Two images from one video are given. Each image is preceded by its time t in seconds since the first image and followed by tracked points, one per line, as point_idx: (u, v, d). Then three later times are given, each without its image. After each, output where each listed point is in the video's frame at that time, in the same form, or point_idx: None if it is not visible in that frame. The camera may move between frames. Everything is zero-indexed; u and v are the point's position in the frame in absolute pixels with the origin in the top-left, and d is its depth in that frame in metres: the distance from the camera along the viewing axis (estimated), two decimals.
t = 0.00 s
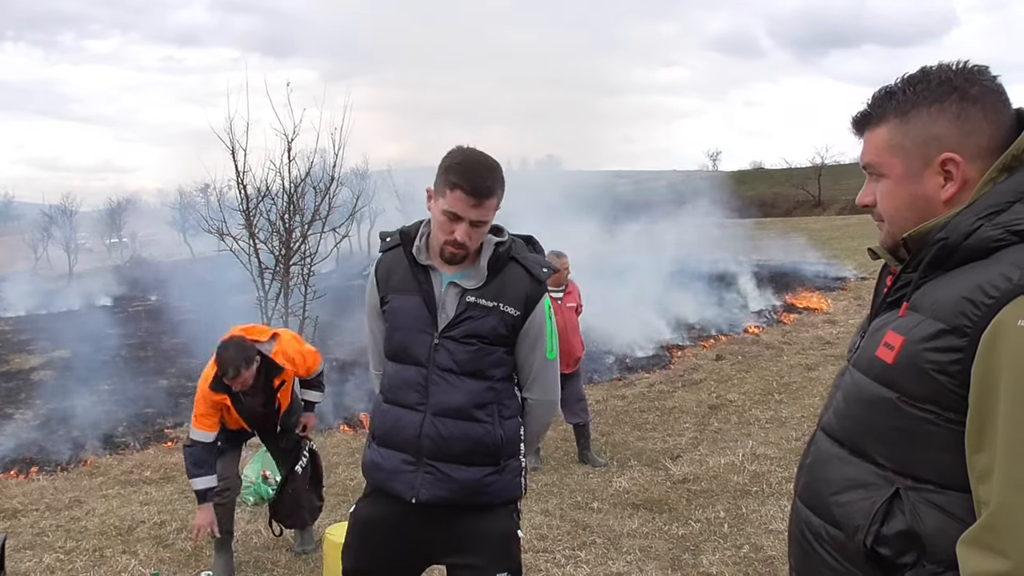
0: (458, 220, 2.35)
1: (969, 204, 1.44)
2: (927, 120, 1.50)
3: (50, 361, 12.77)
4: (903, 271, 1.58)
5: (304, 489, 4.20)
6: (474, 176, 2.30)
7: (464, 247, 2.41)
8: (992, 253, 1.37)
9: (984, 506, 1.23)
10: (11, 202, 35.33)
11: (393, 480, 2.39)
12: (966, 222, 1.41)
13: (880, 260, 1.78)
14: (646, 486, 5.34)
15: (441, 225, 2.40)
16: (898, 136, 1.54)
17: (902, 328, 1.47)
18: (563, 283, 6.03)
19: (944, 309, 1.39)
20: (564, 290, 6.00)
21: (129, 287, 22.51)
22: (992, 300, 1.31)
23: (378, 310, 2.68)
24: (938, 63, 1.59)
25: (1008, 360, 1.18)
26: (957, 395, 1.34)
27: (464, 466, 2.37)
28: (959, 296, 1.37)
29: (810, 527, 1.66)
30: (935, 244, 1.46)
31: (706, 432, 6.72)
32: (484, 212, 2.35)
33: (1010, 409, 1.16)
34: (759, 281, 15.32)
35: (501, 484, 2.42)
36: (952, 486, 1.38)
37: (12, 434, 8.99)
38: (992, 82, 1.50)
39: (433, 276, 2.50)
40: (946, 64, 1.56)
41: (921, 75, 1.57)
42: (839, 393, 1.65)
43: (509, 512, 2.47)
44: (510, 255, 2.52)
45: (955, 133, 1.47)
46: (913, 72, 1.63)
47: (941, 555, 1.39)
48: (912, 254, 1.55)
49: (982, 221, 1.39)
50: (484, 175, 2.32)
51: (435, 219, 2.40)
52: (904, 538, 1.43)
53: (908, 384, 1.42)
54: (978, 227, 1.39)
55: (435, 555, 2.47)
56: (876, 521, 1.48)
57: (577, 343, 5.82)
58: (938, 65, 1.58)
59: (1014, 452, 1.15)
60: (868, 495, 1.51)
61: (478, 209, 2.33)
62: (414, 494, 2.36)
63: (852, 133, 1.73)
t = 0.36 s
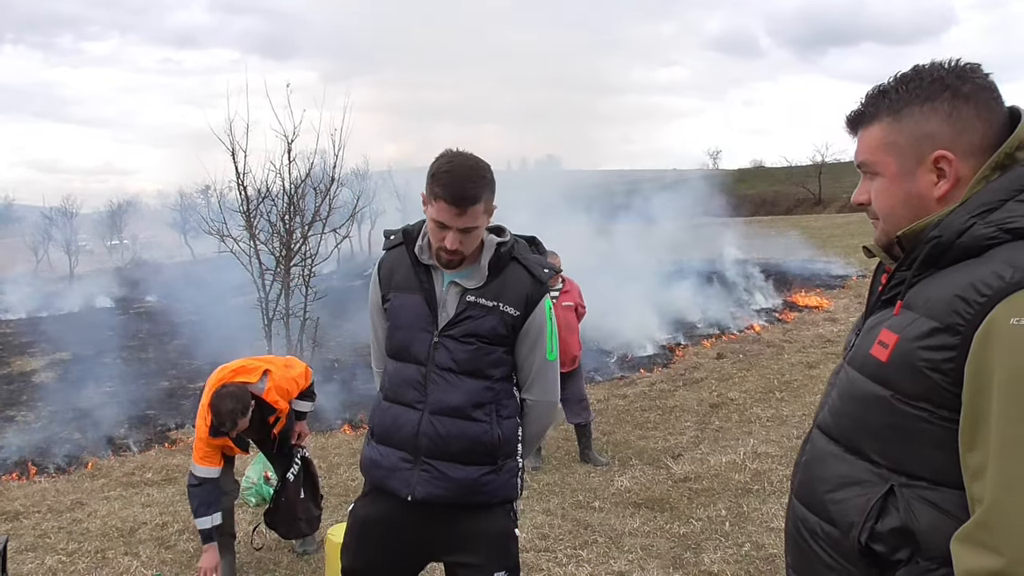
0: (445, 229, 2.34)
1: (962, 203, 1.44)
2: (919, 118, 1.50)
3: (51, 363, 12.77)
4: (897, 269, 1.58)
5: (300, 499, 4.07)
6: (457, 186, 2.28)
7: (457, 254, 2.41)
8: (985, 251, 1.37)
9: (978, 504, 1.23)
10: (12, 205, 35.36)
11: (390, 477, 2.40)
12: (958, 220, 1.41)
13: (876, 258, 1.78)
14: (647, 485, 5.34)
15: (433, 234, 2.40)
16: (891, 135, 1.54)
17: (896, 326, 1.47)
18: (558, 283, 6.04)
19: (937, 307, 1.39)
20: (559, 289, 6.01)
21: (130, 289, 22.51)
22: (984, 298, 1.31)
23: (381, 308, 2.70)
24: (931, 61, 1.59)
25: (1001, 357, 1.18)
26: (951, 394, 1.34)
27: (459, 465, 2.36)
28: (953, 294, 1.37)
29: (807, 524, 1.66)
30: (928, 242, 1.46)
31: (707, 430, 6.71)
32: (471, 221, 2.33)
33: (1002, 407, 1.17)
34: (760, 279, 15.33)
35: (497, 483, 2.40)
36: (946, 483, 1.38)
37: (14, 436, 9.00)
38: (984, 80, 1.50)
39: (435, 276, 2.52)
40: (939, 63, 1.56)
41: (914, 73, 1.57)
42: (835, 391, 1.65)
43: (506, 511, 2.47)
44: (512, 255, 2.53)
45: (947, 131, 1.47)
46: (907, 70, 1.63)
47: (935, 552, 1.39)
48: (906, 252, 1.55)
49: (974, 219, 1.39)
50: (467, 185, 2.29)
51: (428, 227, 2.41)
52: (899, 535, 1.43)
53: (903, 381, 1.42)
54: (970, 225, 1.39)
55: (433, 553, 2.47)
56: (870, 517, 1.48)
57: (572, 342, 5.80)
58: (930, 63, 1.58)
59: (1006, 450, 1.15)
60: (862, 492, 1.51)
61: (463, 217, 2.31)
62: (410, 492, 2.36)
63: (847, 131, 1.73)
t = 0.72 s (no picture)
0: (402, 202, 2.40)
1: (965, 204, 1.44)
2: (923, 119, 1.50)
3: (54, 364, 12.80)
4: (901, 270, 1.58)
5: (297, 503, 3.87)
6: (403, 157, 2.37)
7: (417, 230, 2.44)
8: (987, 251, 1.37)
9: (982, 504, 1.23)
10: (15, 206, 35.36)
11: (353, 474, 2.39)
12: (962, 221, 1.41)
13: (879, 258, 1.78)
14: (651, 485, 5.34)
15: (389, 215, 2.46)
16: (894, 136, 1.54)
17: (899, 327, 1.47)
18: (557, 282, 6.03)
19: (940, 308, 1.39)
20: (556, 288, 6.00)
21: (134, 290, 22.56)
22: (987, 298, 1.31)
23: (344, 309, 2.71)
24: (935, 62, 1.59)
25: (1005, 357, 1.18)
26: (955, 394, 1.34)
27: (425, 459, 2.36)
28: (955, 295, 1.37)
29: (810, 525, 1.66)
30: (931, 243, 1.46)
31: (710, 430, 6.71)
32: (423, 189, 2.39)
33: (1007, 408, 1.17)
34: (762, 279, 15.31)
35: (463, 477, 2.40)
36: (950, 484, 1.37)
37: (15, 437, 9.02)
38: (989, 81, 1.50)
39: (397, 271, 2.53)
40: (943, 63, 1.56)
41: (917, 73, 1.57)
42: (838, 391, 1.65)
43: (475, 507, 2.47)
44: (474, 248, 2.56)
45: (951, 131, 1.47)
46: (912, 71, 1.62)
47: (938, 552, 1.39)
48: (909, 253, 1.55)
49: (977, 220, 1.39)
50: (412, 155, 2.38)
51: (385, 212, 2.47)
52: (902, 535, 1.43)
53: (906, 382, 1.42)
54: (973, 226, 1.39)
55: (403, 550, 2.46)
56: (875, 517, 1.48)
57: (563, 343, 5.79)
58: (935, 64, 1.58)
59: (1010, 451, 1.15)
60: (866, 492, 1.51)
61: (414, 186, 2.38)
62: (374, 487, 2.35)
63: (852, 132, 1.73)
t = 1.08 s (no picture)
0: (364, 182, 2.46)
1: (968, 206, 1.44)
2: (933, 121, 1.49)
3: (55, 364, 12.82)
4: (904, 272, 1.57)
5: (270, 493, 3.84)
6: (366, 140, 2.50)
7: (379, 211, 2.47)
8: (990, 254, 1.37)
9: (984, 506, 1.23)
10: (16, 205, 35.37)
11: (314, 474, 2.38)
12: (964, 224, 1.41)
13: (881, 261, 1.78)
14: (652, 487, 5.34)
15: (351, 198, 2.49)
16: (902, 138, 1.53)
17: (903, 329, 1.47)
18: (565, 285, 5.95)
19: (943, 310, 1.39)
20: (563, 292, 5.92)
21: (136, 290, 22.60)
22: (991, 301, 1.31)
23: (304, 311, 2.70)
24: (934, 65, 1.59)
25: (1007, 359, 1.18)
26: (957, 396, 1.34)
27: (388, 459, 2.35)
28: (959, 297, 1.37)
29: (813, 526, 1.66)
30: (934, 246, 1.46)
31: (711, 432, 6.71)
32: (386, 169, 2.48)
33: (1008, 411, 1.17)
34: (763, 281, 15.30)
35: (425, 477, 2.39)
36: (952, 485, 1.37)
37: (16, 438, 9.03)
38: (993, 83, 1.51)
39: (359, 271, 2.54)
40: (944, 65, 1.56)
41: (924, 74, 1.56)
42: (840, 393, 1.65)
43: (437, 507, 2.47)
44: (436, 248, 2.58)
45: (961, 134, 1.47)
46: (916, 72, 1.62)
47: (939, 553, 1.39)
48: (913, 255, 1.55)
49: (979, 222, 1.39)
50: (375, 140, 2.51)
51: (345, 198, 2.50)
52: (904, 536, 1.43)
53: (909, 384, 1.42)
54: (976, 229, 1.39)
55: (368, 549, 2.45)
56: (877, 519, 1.47)
57: (555, 347, 5.70)
58: (940, 66, 1.57)
59: (1014, 452, 1.15)
60: (868, 493, 1.51)
61: (378, 164, 2.46)
62: (336, 488, 2.34)
63: (853, 134, 1.71)
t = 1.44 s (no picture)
0: (358, 181, 2.48)
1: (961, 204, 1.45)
2: (938, 121, 1.48)
3: (54, 367, 12.80)
4: (898, 271, 1.57)
5: (227, 459, 4.17)
6: (361, 140, 2.54)
7: (374, 209, 2.49)
8: (984, 251, 1.37)
9: (985, 503, 1.23)
10: (14, 208, 35.28)
11: (310, 477, 2.37)
12: (957, 222, 1.41)
13: (872, 260, 1.78)
14: (651, 486, 5.34)
15: (346, 197, 2.51)
16: (907, 139, 1.49)
17: (898, 328, 1.47)
18: (573, 285, 5.90)
19: (939, 309, 1.39)
20: (570, 292, 5.88)
21: (134, 292, 22.54)
22: (986, 298, 1.31)
23: (298, 312, 2.68)
24: (911, 68, 1.59)
25: (1005, 356, 1.18)
26: (956, 394, 1.34)
27: (385, 460, 2.35)
28: (954, 295, 1.37)
29: (813, 527, 1.65)
30: (927, 245, 1.47)
31: (710, 431, 6.71)
32: (380, 168, 2.51)
33: (1006, 408, 1.17)
34: (761, 279, 15.31)
35: (422, 478, 2.40)
36: (953, 482, 1.38)
37: (14, 441, 9.01)
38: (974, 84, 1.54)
39: (352, 273, 2.53)
40: (925, 67, 1.57)
41: (912, 76, 1.55)
42: (836, 392, 1.65)
43: (435, 508, 2.48)
44: (430, 249, 2.59)
45: (966, 132, 1.47)
46: (894, 74, 1.61)
47: (942, 550, 1.39)
48: (906, 255, 1.55)
49: (972, 220, 1.40)
50: (370, 140, 2.55)
51: (339, 198, 2.51)
52: (906, 534, 1.43)
53: (906, 383, 1.42)
54: (969, 227, 1.40)
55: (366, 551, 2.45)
56: (878, 518, 1.48)
57: (559, 349, 5.69)
58: (921, 67, 1.57)
59: (1012, 448, 1.15)
60: (869, 493, 1.51)
61: (373, 163, 2.50)
62: (333, 490, 2.33)
63: (836, 141, 1.67)
